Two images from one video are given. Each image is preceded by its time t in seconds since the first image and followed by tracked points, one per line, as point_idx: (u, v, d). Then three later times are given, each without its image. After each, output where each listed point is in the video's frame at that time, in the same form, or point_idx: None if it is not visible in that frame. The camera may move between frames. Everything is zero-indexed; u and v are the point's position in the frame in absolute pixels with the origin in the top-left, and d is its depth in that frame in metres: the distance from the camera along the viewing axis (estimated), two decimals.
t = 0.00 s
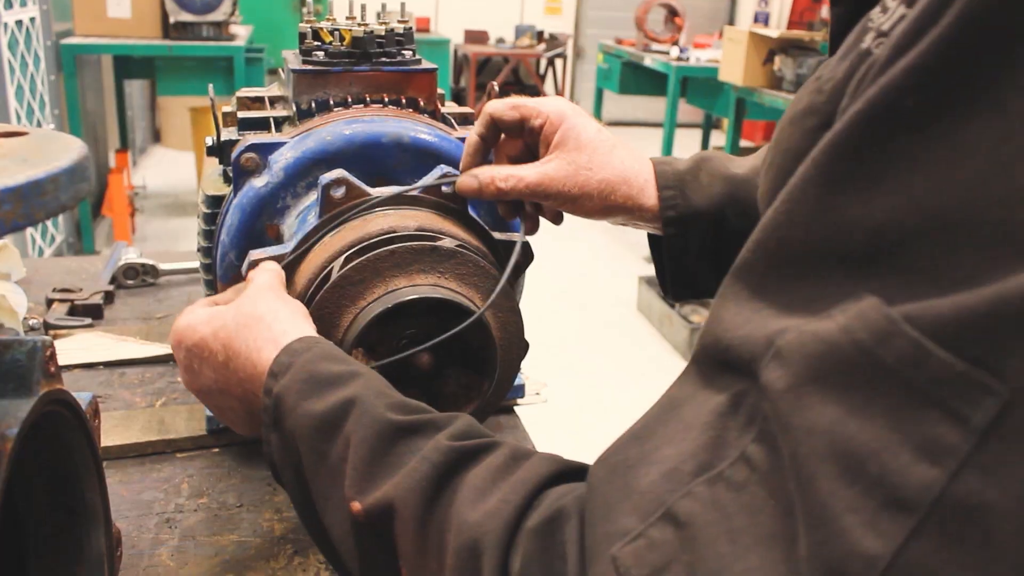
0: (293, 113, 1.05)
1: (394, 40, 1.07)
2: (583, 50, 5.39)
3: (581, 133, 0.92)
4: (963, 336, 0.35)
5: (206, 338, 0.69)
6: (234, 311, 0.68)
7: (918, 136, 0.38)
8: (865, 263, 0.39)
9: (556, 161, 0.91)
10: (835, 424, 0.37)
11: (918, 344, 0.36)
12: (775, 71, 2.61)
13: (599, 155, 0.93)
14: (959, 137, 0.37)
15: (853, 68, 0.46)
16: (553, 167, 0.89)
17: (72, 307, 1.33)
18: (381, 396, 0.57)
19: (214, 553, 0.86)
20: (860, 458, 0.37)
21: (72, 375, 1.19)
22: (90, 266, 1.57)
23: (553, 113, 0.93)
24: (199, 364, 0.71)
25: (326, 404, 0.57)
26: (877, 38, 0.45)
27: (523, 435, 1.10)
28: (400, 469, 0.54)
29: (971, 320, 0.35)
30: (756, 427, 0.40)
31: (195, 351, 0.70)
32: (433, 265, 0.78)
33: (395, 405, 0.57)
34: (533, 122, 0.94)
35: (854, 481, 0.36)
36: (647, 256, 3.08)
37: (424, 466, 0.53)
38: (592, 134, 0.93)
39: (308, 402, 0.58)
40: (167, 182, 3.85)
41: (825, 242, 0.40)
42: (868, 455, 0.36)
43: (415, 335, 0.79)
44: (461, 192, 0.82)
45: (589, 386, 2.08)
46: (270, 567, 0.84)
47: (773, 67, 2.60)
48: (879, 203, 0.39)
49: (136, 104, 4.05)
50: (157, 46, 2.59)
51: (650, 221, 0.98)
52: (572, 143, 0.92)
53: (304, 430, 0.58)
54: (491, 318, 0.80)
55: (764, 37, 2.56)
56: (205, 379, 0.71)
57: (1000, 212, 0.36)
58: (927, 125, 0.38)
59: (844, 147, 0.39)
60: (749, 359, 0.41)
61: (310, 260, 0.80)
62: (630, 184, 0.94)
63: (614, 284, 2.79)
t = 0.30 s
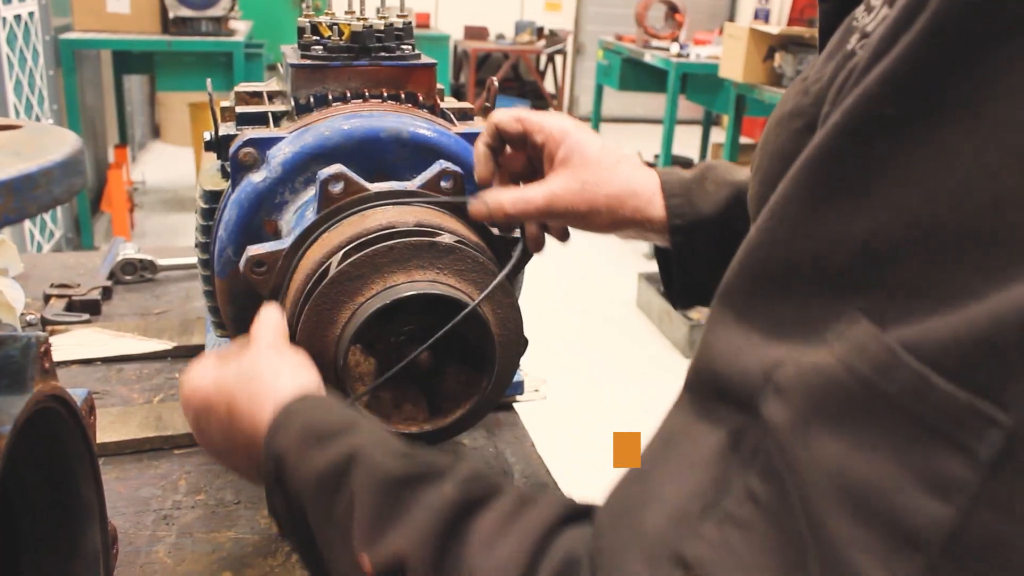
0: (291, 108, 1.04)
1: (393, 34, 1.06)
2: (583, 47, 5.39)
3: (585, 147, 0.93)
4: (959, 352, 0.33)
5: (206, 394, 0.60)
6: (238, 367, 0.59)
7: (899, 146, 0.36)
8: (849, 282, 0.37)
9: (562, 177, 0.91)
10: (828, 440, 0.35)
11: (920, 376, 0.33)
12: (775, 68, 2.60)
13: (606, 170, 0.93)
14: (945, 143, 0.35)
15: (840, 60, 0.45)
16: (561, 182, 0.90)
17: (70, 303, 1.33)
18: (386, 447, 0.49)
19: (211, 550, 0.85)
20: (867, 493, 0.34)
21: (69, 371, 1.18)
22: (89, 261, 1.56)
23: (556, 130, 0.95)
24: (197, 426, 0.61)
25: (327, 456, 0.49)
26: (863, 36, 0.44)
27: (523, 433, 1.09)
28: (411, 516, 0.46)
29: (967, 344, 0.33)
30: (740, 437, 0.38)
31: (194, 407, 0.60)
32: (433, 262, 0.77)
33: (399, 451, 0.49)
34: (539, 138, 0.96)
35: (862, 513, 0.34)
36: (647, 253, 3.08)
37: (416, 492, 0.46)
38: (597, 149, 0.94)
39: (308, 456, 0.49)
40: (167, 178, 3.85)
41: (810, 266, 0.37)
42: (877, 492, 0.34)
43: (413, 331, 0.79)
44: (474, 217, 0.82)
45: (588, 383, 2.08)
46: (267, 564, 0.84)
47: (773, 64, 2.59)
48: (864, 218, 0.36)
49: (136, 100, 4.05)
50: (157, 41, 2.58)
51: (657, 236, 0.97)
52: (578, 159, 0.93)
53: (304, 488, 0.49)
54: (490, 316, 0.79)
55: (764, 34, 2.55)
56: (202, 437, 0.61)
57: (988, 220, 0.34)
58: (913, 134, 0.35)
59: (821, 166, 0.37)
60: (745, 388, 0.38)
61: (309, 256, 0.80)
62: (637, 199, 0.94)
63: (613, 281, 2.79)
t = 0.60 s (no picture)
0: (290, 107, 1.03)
1: (393, 33, 1.06)
2: (584, 45, 5.38)
3: (611, 200, 0.92)
4: (969, 397, 0.36)
5: (253, 507, 0.67)
6: (278, 489, 0.66)
7: (896, 178, 0.39)
8: (854, 323, 0.40)
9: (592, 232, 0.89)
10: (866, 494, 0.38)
11: (921, 416, 0.36)
12: (776, 65, 2.59)
13: (634, 219, 0.92)
14: (937, 172, 0.38)
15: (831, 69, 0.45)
16: (592, 237, 0.88)
17: (69, 301, 1.32)
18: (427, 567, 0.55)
19: (210, 551, 0.85)
20: (921, 559, 0.38)
21: (68, 370, 1.18)
22: (87, 259, 1.56)
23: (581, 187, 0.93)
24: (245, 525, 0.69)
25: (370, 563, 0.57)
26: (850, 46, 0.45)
27: (524, 433, 1.09)
28: None
29: (975, 387, 0.36)
30: (786, 479, 0.42)
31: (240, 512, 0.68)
32: (432, 261, 0.77)
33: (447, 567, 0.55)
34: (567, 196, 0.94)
35: None
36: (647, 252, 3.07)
37: None
38: (623, 200, 0.92)
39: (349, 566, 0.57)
40: (167, 176, 3.84)
41: (817, 300, 0.41)
42: (930, 559, 0.37)
43: (413, 332, 0.78)
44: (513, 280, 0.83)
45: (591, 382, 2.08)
46: (265, 565, 0.83)
47: (774, 62, 2.58)
48: (869, 251, 0.40)
49: (135, 98, 4.04)
50: (157, 39, 2.58)
51: (692, 282, 0.97)
52: (605, 211, 0.91)
53: None
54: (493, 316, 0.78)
55: (765, 32, 2.54)
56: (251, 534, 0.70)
57: (985, 249, 0.36)
58: (904, 163, 0.39)
59: (822, 197, 0.40)
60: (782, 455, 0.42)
61: (308, 257, 0.80)
62: (669, 246, 0.93)
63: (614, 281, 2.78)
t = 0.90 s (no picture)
0: (292, 104, 1.02)
1: (394, 30, 1.06)
2: (587, 43, 5.37)
3: (615, 235, 0.97)
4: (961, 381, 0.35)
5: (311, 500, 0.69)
6: (338, 488, 0.68)
7: (888, 168, 0.39)
8: (850, 312, 0.40)
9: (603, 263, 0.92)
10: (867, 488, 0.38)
11: (912, 401, 0.36)
12: (780, 63, 2.58)
13: (643, 248, 0.94)
14: (929, 161, 0.38)
15: (827, 63, 0.45)
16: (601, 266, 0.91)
17: (70, 299, 1.32)
18: (461, 561, 0.56)
19: (211, 551, 0.84)
20: (921, 555, 0.37)
21: (69, 369, 1.17)
22: (89, 257, 1.55)
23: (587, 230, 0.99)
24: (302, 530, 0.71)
25: None
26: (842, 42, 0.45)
27: (527, 431, 1.08)
28: None
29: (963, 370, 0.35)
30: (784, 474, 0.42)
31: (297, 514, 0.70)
32: (434, 260, 0.76)
33: (469, 567, 0.55)
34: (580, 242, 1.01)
35: None
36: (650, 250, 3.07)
37: None
38: (632, 234, 0.96)
39: None
40: (169, 174, 3.84)
41: (813, 291, 0.40)
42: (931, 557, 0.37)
43: (414, 331, 0.78)
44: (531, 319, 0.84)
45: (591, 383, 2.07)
46: (267, 565, 0.83)
47: (778, 60, 2.57)
48: (862, 242, 0.39)
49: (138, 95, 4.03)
50: (159, 37, 2.58)
51: (704, 305, 0.97)
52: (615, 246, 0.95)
53: None
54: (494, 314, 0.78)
55: (769, 30, 2.53)
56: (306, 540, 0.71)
57: (980, 231, 0.36)
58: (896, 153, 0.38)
59: (814, 189, 0.40)
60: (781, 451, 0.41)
61: (308, 257, 0.79)
62: (677, 272, 0.94)
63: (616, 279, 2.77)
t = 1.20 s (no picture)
0: (292, 102, 1.02)
1: (395, 27, 1.05)
2: (588, 40, 5.36)
3: (627, 250, 0.96)
4: (940, 343, 0.34)
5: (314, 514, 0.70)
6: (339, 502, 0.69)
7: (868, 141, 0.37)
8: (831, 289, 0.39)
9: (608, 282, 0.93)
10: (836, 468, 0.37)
11: (888, 375, 0.35)
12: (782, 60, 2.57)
13: (647, 269, 0.95)
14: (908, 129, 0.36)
15: (811, 46, 0.44)
16: (605, 286, 0.91)
17: (71, 298, 1.32)
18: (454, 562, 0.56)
19: (212, 550, 0.84)
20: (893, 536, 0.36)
21: (70, 367, 1.17)
22: (90, 256, 1.55)
23: (600, 237, 0.98)
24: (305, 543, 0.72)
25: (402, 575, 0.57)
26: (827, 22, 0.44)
27: (528, 430, 1.08)
28: None
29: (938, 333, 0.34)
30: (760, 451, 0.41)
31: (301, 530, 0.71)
32: (435, 258, 0.76)
33: (461, 568, 0.55)
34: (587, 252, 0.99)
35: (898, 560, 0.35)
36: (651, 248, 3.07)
37: None
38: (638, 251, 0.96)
39: None
40: (171, 172, 3.84)
41: (796, 268, 0.39)
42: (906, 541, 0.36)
43: (415, 329, 0.78)
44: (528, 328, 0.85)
45: (591, 382, 2.06)
46: (268, 564, 0.83)
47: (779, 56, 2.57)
48: (846, 216, 0.38)
49: (139, 92, 4.03)
50: (160, 35, 2.57)
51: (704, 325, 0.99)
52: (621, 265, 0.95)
53: None
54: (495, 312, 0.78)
55: (771, 26, 2.52)
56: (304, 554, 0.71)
57: (956, 202, 0.34)
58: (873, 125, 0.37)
59: (796, 163, 0.39)
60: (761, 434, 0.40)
61: (309, 254, 0.79)
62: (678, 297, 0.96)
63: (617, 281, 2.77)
